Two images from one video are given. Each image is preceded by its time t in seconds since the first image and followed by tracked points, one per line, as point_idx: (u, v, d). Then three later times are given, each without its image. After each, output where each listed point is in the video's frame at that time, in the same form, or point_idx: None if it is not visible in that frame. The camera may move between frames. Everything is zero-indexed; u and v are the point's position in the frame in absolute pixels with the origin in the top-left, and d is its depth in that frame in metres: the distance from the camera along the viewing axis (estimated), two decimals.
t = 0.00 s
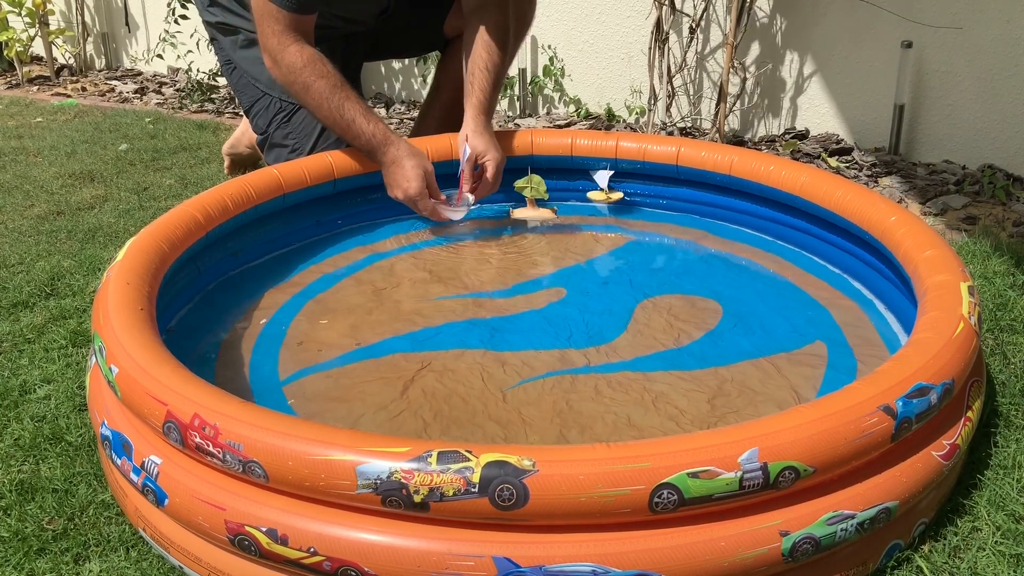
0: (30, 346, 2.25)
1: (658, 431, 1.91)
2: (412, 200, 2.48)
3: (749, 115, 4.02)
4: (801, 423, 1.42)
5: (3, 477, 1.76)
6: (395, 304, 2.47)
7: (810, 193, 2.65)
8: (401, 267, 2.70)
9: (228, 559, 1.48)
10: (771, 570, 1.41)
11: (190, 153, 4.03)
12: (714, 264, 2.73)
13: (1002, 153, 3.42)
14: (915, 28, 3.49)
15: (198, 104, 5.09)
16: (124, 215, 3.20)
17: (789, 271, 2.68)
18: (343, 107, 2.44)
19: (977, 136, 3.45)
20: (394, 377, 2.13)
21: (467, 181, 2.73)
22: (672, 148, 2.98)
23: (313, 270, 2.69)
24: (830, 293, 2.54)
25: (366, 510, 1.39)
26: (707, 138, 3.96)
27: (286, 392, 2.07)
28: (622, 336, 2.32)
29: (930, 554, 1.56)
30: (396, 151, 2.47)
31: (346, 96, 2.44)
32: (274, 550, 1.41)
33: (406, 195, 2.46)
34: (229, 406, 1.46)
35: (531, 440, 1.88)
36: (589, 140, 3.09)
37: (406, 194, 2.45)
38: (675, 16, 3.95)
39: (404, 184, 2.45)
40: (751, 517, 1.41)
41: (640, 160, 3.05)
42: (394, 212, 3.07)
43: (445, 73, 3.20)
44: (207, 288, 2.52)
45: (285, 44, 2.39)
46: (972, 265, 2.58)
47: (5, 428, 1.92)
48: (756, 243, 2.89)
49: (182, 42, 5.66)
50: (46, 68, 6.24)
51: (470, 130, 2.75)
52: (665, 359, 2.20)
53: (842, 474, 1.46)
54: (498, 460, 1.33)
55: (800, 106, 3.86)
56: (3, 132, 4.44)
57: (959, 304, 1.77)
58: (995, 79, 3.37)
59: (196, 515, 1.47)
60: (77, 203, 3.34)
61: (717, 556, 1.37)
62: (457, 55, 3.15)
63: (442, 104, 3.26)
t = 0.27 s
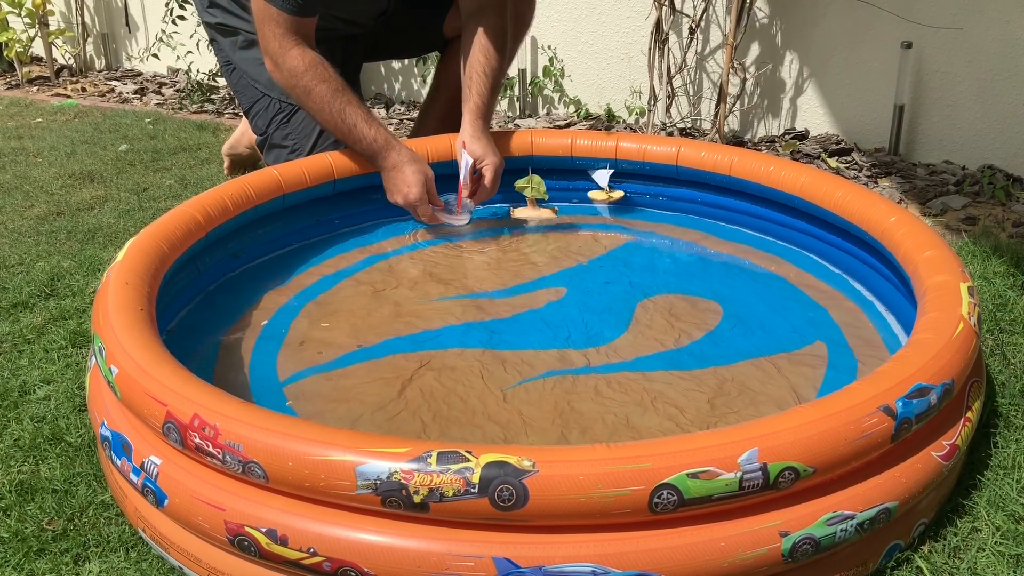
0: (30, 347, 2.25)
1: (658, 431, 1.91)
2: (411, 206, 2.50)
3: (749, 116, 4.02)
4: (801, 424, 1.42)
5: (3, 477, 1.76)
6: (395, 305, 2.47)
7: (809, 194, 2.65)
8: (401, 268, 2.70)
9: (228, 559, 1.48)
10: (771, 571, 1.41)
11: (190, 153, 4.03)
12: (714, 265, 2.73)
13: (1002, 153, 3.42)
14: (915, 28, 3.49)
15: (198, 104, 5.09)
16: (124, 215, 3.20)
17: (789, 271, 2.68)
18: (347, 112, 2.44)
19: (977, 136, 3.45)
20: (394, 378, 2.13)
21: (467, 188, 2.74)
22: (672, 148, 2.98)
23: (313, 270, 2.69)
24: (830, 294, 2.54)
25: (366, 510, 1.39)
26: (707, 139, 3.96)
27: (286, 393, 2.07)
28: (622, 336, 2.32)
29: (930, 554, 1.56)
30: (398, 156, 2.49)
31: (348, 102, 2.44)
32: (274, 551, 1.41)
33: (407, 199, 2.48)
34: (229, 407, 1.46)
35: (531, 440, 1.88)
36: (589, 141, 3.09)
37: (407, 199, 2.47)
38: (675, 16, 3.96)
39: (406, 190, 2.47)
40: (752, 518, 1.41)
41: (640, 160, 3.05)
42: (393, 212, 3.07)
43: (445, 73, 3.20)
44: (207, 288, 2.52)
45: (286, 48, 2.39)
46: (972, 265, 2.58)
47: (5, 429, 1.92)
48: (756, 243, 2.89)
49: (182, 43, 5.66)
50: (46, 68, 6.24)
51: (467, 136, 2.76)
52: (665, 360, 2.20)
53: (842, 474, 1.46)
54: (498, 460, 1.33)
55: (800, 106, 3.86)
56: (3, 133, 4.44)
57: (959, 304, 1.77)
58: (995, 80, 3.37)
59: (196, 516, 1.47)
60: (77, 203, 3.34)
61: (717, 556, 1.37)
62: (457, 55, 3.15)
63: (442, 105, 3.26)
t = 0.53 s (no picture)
0: (30, 347, 2.25)
1: (658, 432, 1.91)
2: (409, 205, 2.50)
3: (749, 116, 4.02)
4: (801, 424, 1.42)
5: (4, 477, 1.76)
6: (395, 305, 2.48)
7: (809, 194, 2.65)
8: (401, 268, 2.70)
9: (228, 560, 1.48)
10: (771, 571, 1.41)
11: (190, 154, 4.03)
12: (714, 265, 2.73)
13: (1001, 154, 3.42)
14: (914, 29, 3.49)
15: (198, 105, 5.10)
16: (124, 216, 3.20)
17: (789, 272, 2.68)
18: (344, 114, 2.44)
19: (977, 136, 3.46)
20: (394, 378, 2.13)
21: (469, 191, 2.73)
22: (672, 149, 2.98)
23: (313, 271, 2.69)
24: (830, 294, 2.54)
25: (366, 511, 1.39)
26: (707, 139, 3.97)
27: (286, 393, 2.07)
28: (622, 337, 2.32)
29: (930, 555, 1.56)
30: (395, 156, 2.49)
31: (345, 102, 2.45)
32: (274, 551, 1.41)
33: (404, 200, 2.48)
34: (229, 407, 1.46)
35: (531, 441, 1.89)
36: (589, 142, 3.09)
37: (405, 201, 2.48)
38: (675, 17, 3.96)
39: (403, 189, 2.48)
40: (752, 518, 1.41)
41: (640, 161, 3.05)
42: (394, 213, 3.07)
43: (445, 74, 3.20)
44: (207, 289, 2.52)
45: (284, 49, 2.38)
46: (972, 266, 2.58)
47: (5, 429, 1.92)
48: (756, 243, 2.89)
49: (182, 43, 5.66)
50: (46, 69, 6.24)
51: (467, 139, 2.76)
52: (665, 360, 2.21)
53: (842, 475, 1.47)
54: (498, 461, 1.33)
55: (800, 107, 3.86)
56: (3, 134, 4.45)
57: (959, 305, 1.77)
58: (994, 80, 3.37)
59: (196, 516, 1.47)
60: (77, 204, 3.34)
61: (717, 556, 1.37)
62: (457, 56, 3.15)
63: (442, 105, 3.26)
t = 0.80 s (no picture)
0: (30, 346, 2.25)
1: (658, 431, 1.91)
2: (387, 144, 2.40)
3: (749, 116, 4.02)
4: (801, 424, 1.42)
5: (3, 477, 1.76)
6: (395, 305, 2.48)
7: (809, 194, 2.65)
8: (401, 268, 2.70)
9: (228, 559, 1.48)
10: (771, 571, 1.41)
11: (190, 153, 4.03)
12: (714, 265, 2.73)
13: (1002, 153, 3.42)
14: (914, 29, 3.49)
15: (198, 104, 5.10)
16: (124, 215, 3.20)
17: (789, 271, 2.68)
18: (303, 69, 2.43)
19: (977, 136, 3.45)
20: (394, 377, 2.13)
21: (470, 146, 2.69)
22: (672, 148, 2.98)
23: (313, 270, 2.69)
24: (830, 293, 2.54)
25: (366, 510, 1.39)
26: (707, 139, 3.97)
27: (285, 393, 2.07)
28: (621, 336, 2.32)
29: (930, 554, 1.56)
30: (364, 98, 2.43)
31: (303, 58, 2.45)
32: (273, 550, 1.41)
33: (381, 137, 2.39)
34: (228, 407, 1.46)
35: (531, 440, 1.88)
36: (589, 141, 3.09)
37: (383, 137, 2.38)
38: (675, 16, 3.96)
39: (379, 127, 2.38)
40: (752, 518, 1.41)
41: (640, 160, 3.05)
42: (394, 212, 3.07)
43: (444, 73, 3.20)
44: (207, 288, 2.52)
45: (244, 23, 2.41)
46: (972, 265, 2.58)
47: (5, 428, 1.92)
48: (756, 243, 2.89)
49: (182, 43, 5.66)
50: (46, 68, 6.24)
51: (471, 92, 2.80)
52: (665, 359, 2.20)
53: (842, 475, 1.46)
54: (497, 460, 1.33)
55: (800, 106, 3.86)
56: (3, 133, 4.44)
57: (959, 304, 1.77)
58: (995, 80, 3.37)
59: (196, 515, 1.47)
60: (77, 203, 3.34)
61: (717, 556, 1.37)
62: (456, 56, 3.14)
63: (442, 105, 3.26)
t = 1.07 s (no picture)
0: (30, 346, 2.25)
1: (658, 431, 1.91)
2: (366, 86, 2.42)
3: (750, 116, 4.02)
4: (801, 424, 1.42)
5: (3, 477, 1.76)
6: (395, 304, 2.48)
7: (809, 194, 2.65)
8: (401, 267, 2.70)
9: (228, 559, 1.48)
10: (771, 571, 1.41)
11: (190, 153, 4.03)
12: (714, 265, 2.73)
13: (1001, 153, 3.42)
14: (914, 28, 3.49)
15: (198, 104, 5.10)
16: (124, 215, 3.20)
17: (789, 271, 2.68)
18: (277, 31, 2.50)
19: (977, 136, 3.45)
20: (394, 377, 2.13)
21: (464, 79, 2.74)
22: (672, 148, 2.99)
23: (313, 270, 2.69)
24: (830, 293, 2.54)
25: (366, 510, 1.39)
26: (707, 139, 3.97)
27: (286, 393, 2.07)
28: (621, 336, 2.32)
29: (930, 554, 1.56)
30: (340, 50, 2.47)
31: (275, 23, 2.52)
32: (273, 550, 1.41)
33: (360, 79, 2.41)
34: (228, 406, 1.46)
35: (531, 440, 1.88)
36: (589, 141, 3.09)
37: (364, 79, 2.40)
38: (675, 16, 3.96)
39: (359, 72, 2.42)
40: (752, 518, 1.41)
41: (640, 160, 3.05)
42: (395, 212, 3.08)
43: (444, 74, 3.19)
44: (207, 288, 2.52)
45: None
46: (972, 265, 2.58)
47: (5, 428, 1.92)
48: (756, 243, 2.89)
49: (182, 43, 5.66)
50: (46, 68, 6.24)
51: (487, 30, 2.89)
52: (665, 359, 2.21)
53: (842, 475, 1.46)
54: (497, 460, 1.33)
55: (800, 106, 3.86)
56: (3, 133, 4.44)
57: (959, 304, 1.77)
58: (995, 80, 3.37)
59: (196, 515, 1.47)
60: (77, 203, 3.34)
61: (717, 556, 1.37)
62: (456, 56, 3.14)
63: (442, 105, 3.26)
